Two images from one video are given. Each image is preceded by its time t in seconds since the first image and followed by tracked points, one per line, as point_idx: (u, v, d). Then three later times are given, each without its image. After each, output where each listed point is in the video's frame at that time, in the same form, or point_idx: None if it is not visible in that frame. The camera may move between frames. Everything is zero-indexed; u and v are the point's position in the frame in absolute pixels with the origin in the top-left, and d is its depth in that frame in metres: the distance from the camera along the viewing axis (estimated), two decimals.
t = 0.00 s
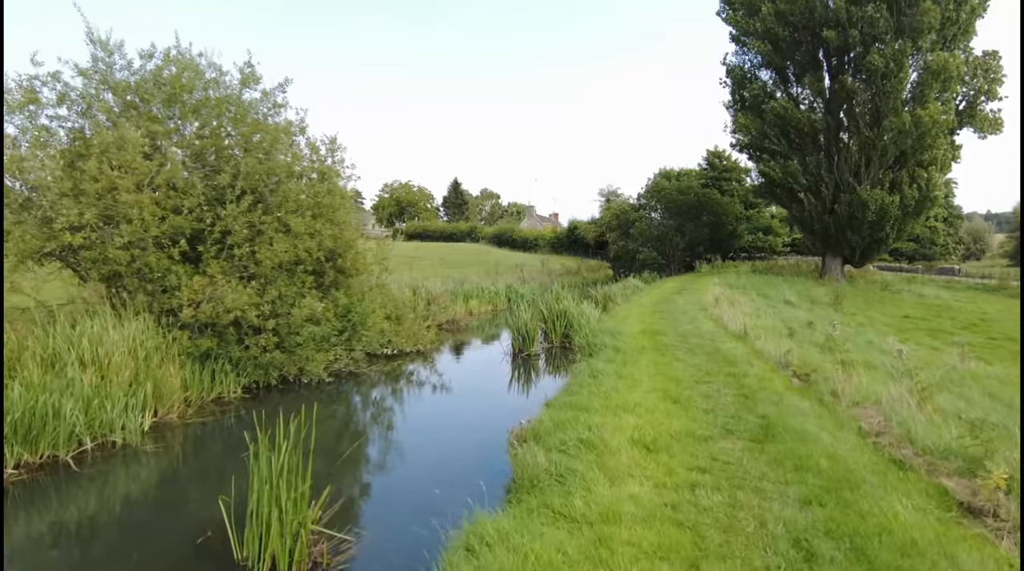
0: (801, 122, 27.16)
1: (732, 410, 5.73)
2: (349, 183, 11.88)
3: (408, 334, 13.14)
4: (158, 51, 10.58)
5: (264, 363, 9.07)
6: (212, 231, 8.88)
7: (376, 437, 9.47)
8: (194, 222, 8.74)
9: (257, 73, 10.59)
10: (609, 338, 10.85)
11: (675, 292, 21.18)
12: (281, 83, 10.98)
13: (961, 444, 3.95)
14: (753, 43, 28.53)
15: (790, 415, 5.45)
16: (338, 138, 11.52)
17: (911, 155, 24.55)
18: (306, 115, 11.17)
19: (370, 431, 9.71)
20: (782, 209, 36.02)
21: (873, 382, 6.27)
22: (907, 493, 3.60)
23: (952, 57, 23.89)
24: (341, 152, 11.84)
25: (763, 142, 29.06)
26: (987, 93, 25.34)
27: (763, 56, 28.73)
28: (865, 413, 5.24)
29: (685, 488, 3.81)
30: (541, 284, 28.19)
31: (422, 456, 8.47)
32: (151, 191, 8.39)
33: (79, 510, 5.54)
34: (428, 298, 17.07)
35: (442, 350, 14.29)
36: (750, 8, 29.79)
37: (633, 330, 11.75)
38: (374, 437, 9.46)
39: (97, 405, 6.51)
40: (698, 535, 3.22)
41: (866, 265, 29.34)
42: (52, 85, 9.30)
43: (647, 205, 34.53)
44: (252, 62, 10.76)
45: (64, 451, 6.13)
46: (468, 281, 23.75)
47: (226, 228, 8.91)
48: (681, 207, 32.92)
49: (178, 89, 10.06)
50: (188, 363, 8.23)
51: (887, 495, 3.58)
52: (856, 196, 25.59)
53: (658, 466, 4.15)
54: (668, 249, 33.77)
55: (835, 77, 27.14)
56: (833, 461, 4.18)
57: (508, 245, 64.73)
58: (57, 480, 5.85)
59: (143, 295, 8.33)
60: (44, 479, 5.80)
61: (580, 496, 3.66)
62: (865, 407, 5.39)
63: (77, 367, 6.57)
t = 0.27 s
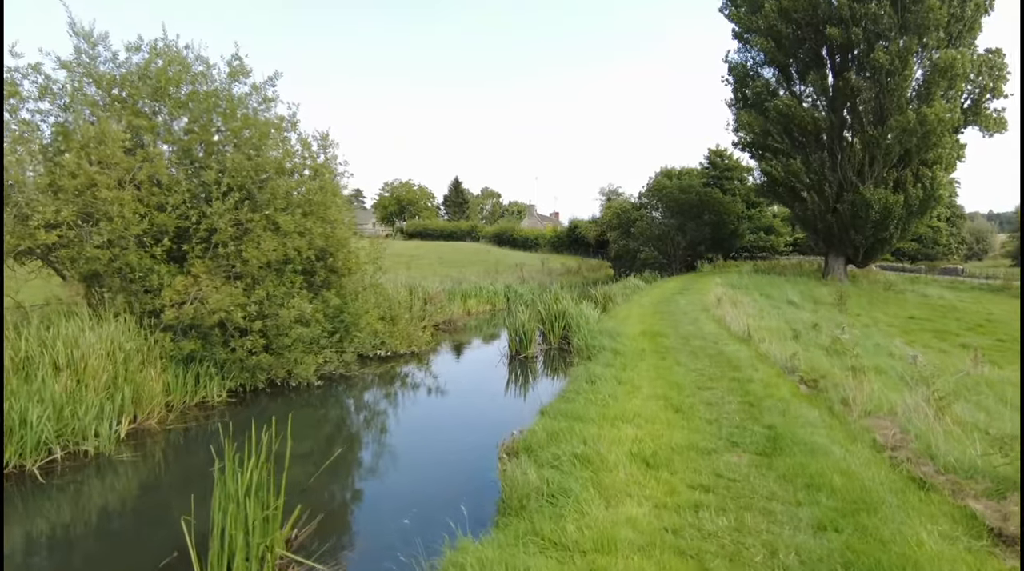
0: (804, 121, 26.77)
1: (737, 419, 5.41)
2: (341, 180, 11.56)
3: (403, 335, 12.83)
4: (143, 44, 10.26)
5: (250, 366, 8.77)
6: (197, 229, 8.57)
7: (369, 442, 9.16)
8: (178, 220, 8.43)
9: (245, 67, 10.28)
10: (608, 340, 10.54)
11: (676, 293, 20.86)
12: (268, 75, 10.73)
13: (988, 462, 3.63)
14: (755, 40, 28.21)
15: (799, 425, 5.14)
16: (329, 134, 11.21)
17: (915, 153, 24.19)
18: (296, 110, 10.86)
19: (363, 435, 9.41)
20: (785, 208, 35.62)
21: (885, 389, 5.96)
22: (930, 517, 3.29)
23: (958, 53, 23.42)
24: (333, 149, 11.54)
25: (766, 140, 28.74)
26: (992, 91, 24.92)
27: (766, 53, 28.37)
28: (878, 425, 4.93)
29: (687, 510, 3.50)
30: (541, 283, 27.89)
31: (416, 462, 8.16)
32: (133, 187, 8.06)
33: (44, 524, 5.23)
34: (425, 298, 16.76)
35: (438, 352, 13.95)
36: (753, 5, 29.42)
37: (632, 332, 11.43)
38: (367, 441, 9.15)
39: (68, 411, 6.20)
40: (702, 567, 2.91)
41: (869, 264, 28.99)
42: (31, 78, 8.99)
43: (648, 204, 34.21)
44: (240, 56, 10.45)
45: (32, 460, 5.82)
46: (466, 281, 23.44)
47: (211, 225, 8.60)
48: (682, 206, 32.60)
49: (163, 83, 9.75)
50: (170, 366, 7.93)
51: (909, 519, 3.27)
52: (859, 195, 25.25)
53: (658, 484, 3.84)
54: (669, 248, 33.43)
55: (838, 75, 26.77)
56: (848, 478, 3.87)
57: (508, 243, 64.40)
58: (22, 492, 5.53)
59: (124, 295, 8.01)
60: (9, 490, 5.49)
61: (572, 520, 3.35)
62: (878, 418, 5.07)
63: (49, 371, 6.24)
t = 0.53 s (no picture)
0: (808, 119, 26.41)
1: (741, 429, 5.09)
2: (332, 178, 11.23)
3: (396, 336, 12.50)
4: (127, 36, 9.94)
5: (235, 370, 8.46)
6: (179, 227, 8.25)
7: (362, 447, 8.83)
8: (159, 218, 8.09)
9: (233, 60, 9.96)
10: (607, 343, 10.22)
11: (677, 293, 20.52)
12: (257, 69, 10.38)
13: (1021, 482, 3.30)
14: (757, 38, 27.86)
15: (808, 436, 4.82)
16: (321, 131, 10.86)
17: (920, 152, 23.82)
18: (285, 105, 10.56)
19: (356, 439, 9.08)
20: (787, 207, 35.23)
21: (897, 397, 5.65)
22: (958, 545, 2.97)
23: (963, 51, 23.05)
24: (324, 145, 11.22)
25: (768, 139, 28.39)
26: (998, 88, 24.48)
27: (769, 51, 28.04)
28: (893, 436, 4.61)
29: (688, 535, 3.18)
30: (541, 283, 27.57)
31: (410, 468, 7.83)
32: (112, 183, 7.74)
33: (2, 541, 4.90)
34: (420, 299, 16.45)
35: (432, 354, 13.60)
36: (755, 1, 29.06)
37: (632, 333, 11.11)
38: (359, 446, 8.83)
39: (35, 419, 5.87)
40: None
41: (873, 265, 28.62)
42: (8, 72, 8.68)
43: (649, 203, 33.86)
44: (228, 48, 10.14)
45: None
46: (464, 281, 23.11)
47: (194, 223, 8.27)
48: (683, 206, 32.26)
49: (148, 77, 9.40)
50: (150, 371, 7.61)
51: (935, 547, 2.95)
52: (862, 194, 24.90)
53: (656, 504, 3.52)
54: (671, 248, 33.09)
55: (841, 73, 26.39)
56: (864, 498, 3.54)
57: (508, 243, 64.13)
58: None
59: (101, 296, 7.67)
60: None
61: (561, 547, 3.04)
62: (892, 429, 4.75)
63: (18, 375, 5.92)
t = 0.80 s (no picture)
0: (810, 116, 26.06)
1: (745, 443, 4.75)
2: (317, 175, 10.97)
3: (388, 338, 12.16)
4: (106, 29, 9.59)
5: (215, 375, 8.15)
6: (157, 227, 7.91)
7: (353, 454, 8.51)
8: (136, 216, 7.74)
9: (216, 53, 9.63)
10: (604, 345, 9.88)
11: (677, 293, 20.17)
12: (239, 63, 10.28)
13: None
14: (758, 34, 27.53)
15: (817, 450, 4.47)
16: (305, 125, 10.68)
17: (923, 150, 23.47)
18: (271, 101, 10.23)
19: (347, 446, 8.76)
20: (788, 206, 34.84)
21: (910, 405, 5.29)
22: None
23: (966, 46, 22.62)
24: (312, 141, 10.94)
25: (769, 137, 28.03)
26: (1002, 85, 23.98)
27: (770, 48, 27.69)
28: (909, 451, 4.26)
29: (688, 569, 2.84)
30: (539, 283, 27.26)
31: (402, 477, 7.51)
32: (85, 180, 7.38)
33: None
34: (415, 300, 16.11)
35: (425, 357, 13.25)
36: None
37: (630, 336, 10.76)
38: (349, 453, 8.51)
39: None
40: None
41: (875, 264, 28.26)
42: None
43: (650, 202, 33.51)
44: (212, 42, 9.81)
45: None
46: (460, 281, 22.78)
47: (174, 222, 7.93)
48: (684, 205, 31.92)
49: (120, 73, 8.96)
50: (125, 377, 7.29)
51: None
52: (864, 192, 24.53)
53: (652, 532, 3.19)
54: (671, 247, 32.73)
55: (844, 70, 26.04)
56: (881, 524, 3.21)
57: (508, 243, 63.82)
58: None
59: (74, 298, 7.33)
60: None
61: None
62: (907, 443, 4.41)
63: None
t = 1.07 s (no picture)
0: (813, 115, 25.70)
1: (752, 460, 4.42)
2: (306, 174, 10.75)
3: (381, 342, 11.83)
4: (87, 23, 9.25)
5: (195, 382, 7.85)
6: (136, 228, 7.58)
7: (347, 462, 8.19)
8: (113, 217, 7.42)
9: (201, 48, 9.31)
10: (603, 350, 9.54)
11: (678, 295, 19.82)
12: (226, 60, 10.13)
13: None
14: (760, 32, 27.15)
15: (831, 470, 4.13)
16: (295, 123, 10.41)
17: (928, 148, 23.11)
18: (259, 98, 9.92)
19: (339, 454, 8.45)
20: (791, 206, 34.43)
21: (928, 418, 4.96)
22: None
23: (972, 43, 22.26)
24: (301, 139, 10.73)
25: (771, 136, 27.63)
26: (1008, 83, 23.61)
27: (772, 46, 27.33)
28: (931, 472, 3.92)
29: None
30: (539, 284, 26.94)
31: (396, 487, 7.18)
32: (60, 179, 7.03)
33: None
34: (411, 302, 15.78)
35: (419, 362, 12.90)
36: None
37: (630, 340, 10.42)
38: (342, 460, 8.20)
39: None
40: None
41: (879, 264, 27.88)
42: None
43: (651, 202, 33.15)
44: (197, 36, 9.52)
45: None
46: (458, 282, 22.43)
47: (154, 224, 7.62)
48: (685, 204, 31.57)
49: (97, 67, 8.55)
50: (101, 386, 6.98)
51: None
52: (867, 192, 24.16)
53: None
54: (673, 247, 32.37)
55: (847, 68, 25.69)
56: (907, 560, 2.88)
57: (509, 243, 63.48)
58: None
59: (47, 303, 6.98)
60: None
61: None
62: (928, 463, 4.08)
63: None
